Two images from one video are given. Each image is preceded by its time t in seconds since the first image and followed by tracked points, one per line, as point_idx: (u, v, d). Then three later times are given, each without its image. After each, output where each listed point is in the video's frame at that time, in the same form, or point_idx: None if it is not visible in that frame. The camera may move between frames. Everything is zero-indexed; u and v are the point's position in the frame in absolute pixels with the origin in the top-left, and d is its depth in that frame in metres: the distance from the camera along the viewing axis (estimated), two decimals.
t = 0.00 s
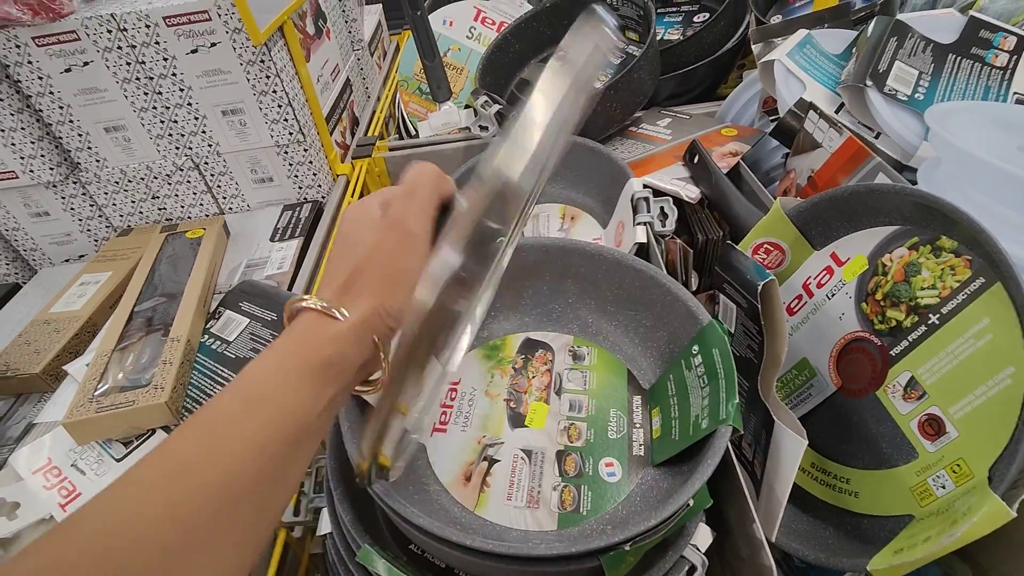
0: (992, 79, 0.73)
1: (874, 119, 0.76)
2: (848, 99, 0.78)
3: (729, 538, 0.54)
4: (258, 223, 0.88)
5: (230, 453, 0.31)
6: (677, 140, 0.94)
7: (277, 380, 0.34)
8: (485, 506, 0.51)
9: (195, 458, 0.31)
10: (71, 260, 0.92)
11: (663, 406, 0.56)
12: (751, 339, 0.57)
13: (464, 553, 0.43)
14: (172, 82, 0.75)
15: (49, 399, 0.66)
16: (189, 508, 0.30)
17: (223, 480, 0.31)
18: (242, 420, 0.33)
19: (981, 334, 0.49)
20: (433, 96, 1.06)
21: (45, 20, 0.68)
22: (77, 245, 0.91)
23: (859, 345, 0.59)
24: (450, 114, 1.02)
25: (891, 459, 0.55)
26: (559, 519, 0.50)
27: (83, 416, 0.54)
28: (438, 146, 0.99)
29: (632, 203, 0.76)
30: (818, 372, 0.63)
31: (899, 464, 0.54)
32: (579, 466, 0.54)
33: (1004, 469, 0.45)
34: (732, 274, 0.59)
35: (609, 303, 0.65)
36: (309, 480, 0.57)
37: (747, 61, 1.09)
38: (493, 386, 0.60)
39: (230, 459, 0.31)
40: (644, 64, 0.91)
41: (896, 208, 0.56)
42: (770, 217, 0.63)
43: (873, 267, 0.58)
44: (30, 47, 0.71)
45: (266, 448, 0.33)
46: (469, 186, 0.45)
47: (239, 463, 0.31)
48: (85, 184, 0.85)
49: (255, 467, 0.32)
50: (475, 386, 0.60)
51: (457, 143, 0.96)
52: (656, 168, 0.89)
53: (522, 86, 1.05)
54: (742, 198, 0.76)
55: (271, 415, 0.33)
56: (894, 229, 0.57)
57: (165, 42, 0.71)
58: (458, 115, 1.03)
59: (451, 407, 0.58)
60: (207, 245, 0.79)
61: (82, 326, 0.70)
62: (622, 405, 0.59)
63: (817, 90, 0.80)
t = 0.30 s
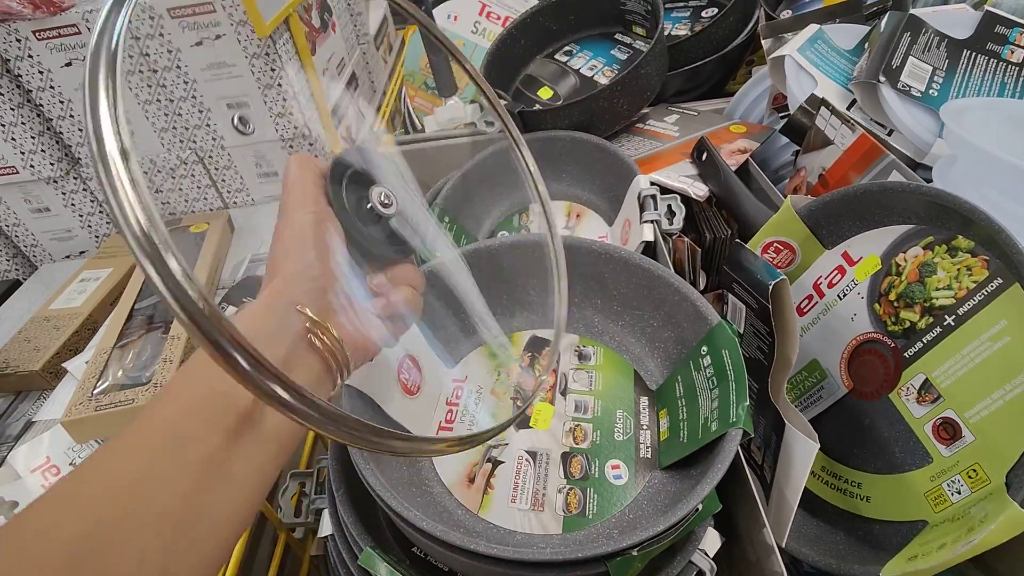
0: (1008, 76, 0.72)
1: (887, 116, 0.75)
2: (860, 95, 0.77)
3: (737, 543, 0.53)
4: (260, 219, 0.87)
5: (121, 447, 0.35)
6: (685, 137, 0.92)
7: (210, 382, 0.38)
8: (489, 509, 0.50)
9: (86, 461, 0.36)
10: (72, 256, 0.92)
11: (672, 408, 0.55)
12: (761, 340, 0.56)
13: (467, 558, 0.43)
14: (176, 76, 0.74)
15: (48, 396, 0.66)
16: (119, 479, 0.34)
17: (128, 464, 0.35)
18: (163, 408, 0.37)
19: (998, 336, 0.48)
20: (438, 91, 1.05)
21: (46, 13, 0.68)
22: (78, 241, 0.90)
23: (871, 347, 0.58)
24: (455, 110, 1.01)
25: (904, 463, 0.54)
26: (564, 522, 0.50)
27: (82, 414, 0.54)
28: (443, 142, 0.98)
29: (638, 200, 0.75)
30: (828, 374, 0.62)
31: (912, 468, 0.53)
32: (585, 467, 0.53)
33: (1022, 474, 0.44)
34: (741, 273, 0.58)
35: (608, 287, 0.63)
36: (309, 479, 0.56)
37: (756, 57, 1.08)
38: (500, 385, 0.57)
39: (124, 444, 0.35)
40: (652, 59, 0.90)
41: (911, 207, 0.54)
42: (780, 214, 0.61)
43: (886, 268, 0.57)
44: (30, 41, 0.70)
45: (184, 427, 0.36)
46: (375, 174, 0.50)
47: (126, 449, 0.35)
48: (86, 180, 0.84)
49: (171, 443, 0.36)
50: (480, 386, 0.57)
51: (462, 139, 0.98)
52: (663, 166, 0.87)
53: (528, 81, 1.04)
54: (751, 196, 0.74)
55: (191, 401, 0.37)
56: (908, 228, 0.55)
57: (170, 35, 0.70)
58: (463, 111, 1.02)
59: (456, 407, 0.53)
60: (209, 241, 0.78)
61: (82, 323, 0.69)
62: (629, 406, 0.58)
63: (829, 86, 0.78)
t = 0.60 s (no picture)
0: (1006, 71, 0.71)
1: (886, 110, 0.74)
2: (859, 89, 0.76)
3: (738, 536, 0.53)
4: (257, 213, 0.87)
5: (191, 497, 0.29)
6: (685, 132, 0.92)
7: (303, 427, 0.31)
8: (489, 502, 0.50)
9: (125, 486, 0.28)
10: (68, 250, 0.91)
11: (672, 401, 0.54)
12: (761, 334, 0.56)
13: (469, 552, 0.43)
14: (171, 70, 0.74)
15: (46, 390, 0.65)
16: (182, 542, 0.28)
17: (190, 523, 0.28)
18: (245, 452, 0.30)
19: (999, 330, 0.48)
20: (436, 85, 1.04)
21: (40, 4, 0.67)
22: (74, 235, 0.90)
23: (871, 341, 0.58)
24: (453, 104, 1.01)
25: (903, 456, 0.54)
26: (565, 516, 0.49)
27: (79, 409, 0.53)
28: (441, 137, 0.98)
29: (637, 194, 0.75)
30: (827, 368, 0.62)
31: (911, 461, 0.53)
32: (586, 461, 0.53)
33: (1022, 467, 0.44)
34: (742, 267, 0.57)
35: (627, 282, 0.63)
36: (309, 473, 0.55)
37: (754, 52, 1.08)
38: (497, 379, 0.59)
39: (192, 498, 0.29)
40: (651, 53, 0.89)
41: (912, 201, 0.54)
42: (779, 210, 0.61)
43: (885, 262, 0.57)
44: (25, 32, 0.70)
45: (266, 486, 0.30)
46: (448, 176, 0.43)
47: (195, 508, 0.29)
48: (82, 172, 0.84)
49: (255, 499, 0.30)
50: (479, 379, 0.59)
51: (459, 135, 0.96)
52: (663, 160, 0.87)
53: (526, 75, 1.04)
54: (750, 190, 0.75)
55: (271, 441, 0.30)
56: (909, 222, 0.55)
57: (163, 28, 0.70)
58: (462, 105, 1.02)
59: (454, 401, 0.57)
60: (206, 234, 0.78)
61: (79, 316, 0.69)
62: (629, 399, 0.57)
63: (829, 80, 0.78)
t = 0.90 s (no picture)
0: (993, 64, 0.72)
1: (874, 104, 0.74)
2: (847, 83, 0.77)
3: (725, 532, 0.53)
4: (242, 207, 0.85)
5: (277, 499, 0.27)
6: (673, 125, 0.92)
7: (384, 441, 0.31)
8: (475, 500, 0.50)
9: (211, 478, 0.27)
10: (48, 245, 0.90)
11: (659, 397, 0.55)
12: (749, 328, 0.56)
13: (452, 552, 0.42)
14: (150, 60, 0.72)
15: (23, 388, 0.64)
16: (265, 543, 0.27)
17: (272, 526, 0.27)
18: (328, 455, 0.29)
19: (984, 324, 0.48)
20: (424, 77, 1.03)
21: None
22: (54, 229, 0.88)
23: (857, 336, 0.58)
24: (440, 97, 1.00)
25: (888, 451, 0.54)
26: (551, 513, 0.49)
27: (56, 407, 0.52)
28: (429, 130, 0.97)
29: (626, 187, 0.74)
30: (814, 362, 0.61)
31: (897, 456, 0.53)
32: (572, 457, 0.53)
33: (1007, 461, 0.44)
34: (729, 262, 0.57)
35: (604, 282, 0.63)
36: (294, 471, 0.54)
37: (743, 46, 1.08)
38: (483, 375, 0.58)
39: (282, 497, 0.27)
40: (640, 46, 0.89)
41: (899, 195, 0.54)
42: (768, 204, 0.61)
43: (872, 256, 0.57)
44: None
45: (346, 491, 0.30)
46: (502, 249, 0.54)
47: (280, 510, 0.27)
48: (60, 166, 0.82)
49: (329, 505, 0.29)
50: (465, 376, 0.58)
51: (447, 128, 0.96)
52: (652, 154, 0.87)
53: (515, 68, 1.03)
54: (739, 184, 0.74)
55: (355, 453, 0.30)
56: (896, 216, 0.55)
57: (142, 18, 0.68)
58: (449, 98, 1.01)
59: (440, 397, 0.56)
60: (188, 228, 0.76)
61: (58, 313, 0.67)
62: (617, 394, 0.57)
63: (817, 74, 0.78)
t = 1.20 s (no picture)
0: (991, 60, 0.71)
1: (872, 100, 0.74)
2: (844, 78, 0.76)
3: (722, 532, 0.53)
4: (231, 202, 0.84)
5: (288, 516, 0.27)
6: (669, 120, 0.91)
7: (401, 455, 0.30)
8: (470, 501, 0.49)
9: (223, 491, 0.26)
10: (32, 240, 0.88)
11: (656, 396, 0.54)
12: (746, 326, 0.55)
13: (447, 556, 0.41)
14: (135, 51, 0.70)
15: (6, 387, 0.62)
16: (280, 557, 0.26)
17: (283, 544, 0.26)
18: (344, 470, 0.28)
19: (984, 323, 0.47)
20: (417, 70, 1.02)
21: None
22: (38, 224, 0.86)
23: (855, 334, 0.57)
24: (433, 90, 0.99)
25: (886, 450, 0.54)
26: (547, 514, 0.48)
27: (38, 408, 0.50)
28: (422, 124, 0.95)
29: (622, 184, 0.74)
30: (811, 361, 0.61)
31: (894, 456, 0.53)
32: (568, 458, 0.52)
33: (1005, 460, 0.44)
34: (726, 261, 0.57)
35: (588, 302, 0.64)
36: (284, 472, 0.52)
37: (740, 40, 1.07)
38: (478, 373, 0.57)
39: (292, 512, 0.27)
40: (636, 39, 0.88)
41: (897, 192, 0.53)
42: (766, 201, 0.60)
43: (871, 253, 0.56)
44: None
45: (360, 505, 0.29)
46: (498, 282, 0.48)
47: (291, 527, 0.27)
48: (43, 159, 0.80)
49: (341, 522, 0.28)
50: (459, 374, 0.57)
51: (441, 122, 0.95)
52: (648, 149, 0.86)
53: (509, 61, 1.02)
54: (735, 180, 0.74)
55: (369, 466, 0.29)
56: (894, 213, 0.54)
57: (126, 7, 0.67)
58: (443, 91, 0.99)
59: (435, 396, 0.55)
60: (176, 223, 0.75)
61: (41, 310, 0.66)
62: (613, 393, 0.56)
63: (814, 69, 0.77)
